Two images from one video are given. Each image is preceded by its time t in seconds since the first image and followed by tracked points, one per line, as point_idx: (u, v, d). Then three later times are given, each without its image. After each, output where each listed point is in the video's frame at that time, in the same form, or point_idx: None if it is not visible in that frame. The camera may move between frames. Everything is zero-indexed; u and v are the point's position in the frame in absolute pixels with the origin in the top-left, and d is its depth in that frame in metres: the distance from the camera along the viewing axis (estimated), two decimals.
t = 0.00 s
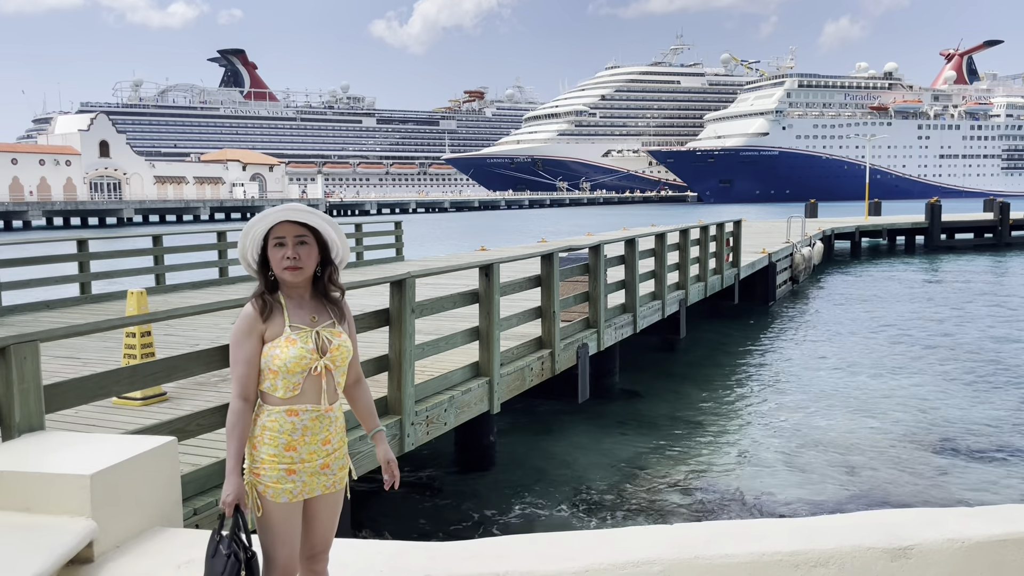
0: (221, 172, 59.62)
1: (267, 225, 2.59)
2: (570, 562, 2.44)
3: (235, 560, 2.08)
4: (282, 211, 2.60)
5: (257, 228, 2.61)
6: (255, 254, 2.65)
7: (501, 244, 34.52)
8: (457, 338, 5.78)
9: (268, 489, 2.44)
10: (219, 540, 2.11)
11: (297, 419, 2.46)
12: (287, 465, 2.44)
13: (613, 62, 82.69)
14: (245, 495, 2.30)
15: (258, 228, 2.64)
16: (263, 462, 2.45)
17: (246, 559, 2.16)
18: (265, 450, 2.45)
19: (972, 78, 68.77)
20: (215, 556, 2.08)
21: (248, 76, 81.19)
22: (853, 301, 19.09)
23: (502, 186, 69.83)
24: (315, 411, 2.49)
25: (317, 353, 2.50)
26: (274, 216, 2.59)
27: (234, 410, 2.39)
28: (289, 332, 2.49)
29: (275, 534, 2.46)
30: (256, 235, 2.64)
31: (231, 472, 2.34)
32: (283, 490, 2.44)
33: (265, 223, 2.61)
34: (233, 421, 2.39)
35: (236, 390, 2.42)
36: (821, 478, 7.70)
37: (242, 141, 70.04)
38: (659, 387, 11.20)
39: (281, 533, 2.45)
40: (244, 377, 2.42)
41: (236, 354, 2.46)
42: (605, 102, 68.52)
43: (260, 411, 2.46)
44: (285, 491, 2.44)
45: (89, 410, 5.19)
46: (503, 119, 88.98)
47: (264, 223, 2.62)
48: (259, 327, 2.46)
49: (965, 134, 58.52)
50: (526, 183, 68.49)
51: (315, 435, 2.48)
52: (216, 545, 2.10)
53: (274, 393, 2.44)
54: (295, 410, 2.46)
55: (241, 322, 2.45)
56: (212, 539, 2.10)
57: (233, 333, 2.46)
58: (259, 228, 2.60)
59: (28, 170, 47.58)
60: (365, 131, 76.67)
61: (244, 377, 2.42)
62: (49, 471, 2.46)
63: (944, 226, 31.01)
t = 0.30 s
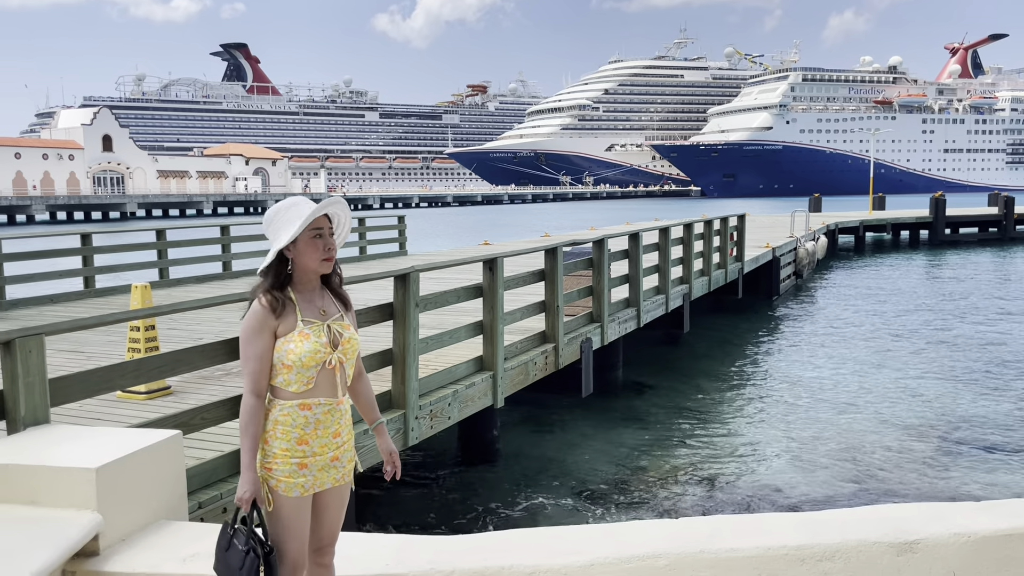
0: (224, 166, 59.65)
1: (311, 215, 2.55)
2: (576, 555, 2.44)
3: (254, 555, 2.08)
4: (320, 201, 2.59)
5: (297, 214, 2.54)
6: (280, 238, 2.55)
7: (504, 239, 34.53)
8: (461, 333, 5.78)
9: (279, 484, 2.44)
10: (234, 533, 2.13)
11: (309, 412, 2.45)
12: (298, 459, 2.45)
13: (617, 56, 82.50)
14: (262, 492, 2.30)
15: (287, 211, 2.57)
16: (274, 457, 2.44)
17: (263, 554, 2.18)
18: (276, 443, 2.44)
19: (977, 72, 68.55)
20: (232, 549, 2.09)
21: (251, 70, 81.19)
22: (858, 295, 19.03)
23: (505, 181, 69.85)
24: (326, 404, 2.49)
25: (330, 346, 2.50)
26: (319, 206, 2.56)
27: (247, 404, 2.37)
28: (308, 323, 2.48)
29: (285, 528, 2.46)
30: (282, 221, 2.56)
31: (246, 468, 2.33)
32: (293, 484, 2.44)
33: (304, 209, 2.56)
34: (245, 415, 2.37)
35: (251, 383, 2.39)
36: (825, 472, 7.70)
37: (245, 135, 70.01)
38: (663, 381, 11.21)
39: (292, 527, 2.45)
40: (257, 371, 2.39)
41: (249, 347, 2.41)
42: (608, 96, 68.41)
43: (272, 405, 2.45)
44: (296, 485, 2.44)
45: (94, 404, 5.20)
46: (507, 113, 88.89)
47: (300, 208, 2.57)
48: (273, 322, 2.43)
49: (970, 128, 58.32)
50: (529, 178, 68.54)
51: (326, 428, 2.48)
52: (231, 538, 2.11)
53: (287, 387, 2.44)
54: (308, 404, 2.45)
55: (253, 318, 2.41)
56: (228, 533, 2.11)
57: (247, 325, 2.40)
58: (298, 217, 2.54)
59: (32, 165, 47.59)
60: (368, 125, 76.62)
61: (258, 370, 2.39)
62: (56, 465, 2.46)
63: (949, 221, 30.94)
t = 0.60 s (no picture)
0: (231, 160, 59.68)
1: (349, 214, 2.53)
2: (589, 548, 2.44)
3: (287, 554, 2.09)
4: (351, 200, 2.58)
5: (335, 210, 2.51)
6: (311, 232, 2.48)
7: (512, 232, 34.53)
8: (470, 326, 5.77)
9: (300, 476, 2.43)
10: (263, 533, 2.12)
11: (332, 406, 2.45)
12: (320, 452, 2.44)
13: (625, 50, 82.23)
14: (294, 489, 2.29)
15: (318, 205, 2.52)
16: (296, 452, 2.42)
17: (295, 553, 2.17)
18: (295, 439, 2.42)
19: (987, 65, 68.12)
20: (260, 552, 2.09)
21: (258, 64, 81.51)
22: (866, 289, 18.95)
23: (513, 174, 69.82)
24: (347, 397, 2.49)
25: (353, 339, 2.50)
26: (356, 204, 2.56)
27: (271, 400, 2.32)
28: (334, 318, 2.46)
29: (301, 521, 2.45)
30: (312, 213, 2.50)
31: (274, 465, 2.32)
32: (313, 476, 2.44)
33: (340, 205, 2.53)
34: (271, 409, 2.32)
35: (275, 377, 2.34)
36: (835, 466, 7.67)
37: (252, 129, 70.07)
38: (670, 375, 11.19)
39: (308, 519, 2.45)
40: (282, 366, 2.33)
41: (278, 339, 2.34)
42: (616, 89, 68.24)
43: (295, 399, 2.42)
44: (316, 478, 2.44)
45: (104, 396, 5.22)
46: (514, 107, 88.78)
47: (330, 204, 2.53)
48: (300, 318, 2.37)
49: (980, 121, 57.94)
50: (536, 171, 68.50)
51: (346, 421, 2.48)
52: (259, 539, 2.11)
53: (311, 382, 2.40)
54: (331, 398, 2.44)
55: (277, 313, 2.34)
56: (257, 533, 2.11)
57: (275, 316, 2.34)
58: (335, 213, 2.50)
59: (40, 158, 47.73)
60: (375, 119, 76.60)
61: (286, 365, 2.34)
62: (69, 458, 2.46)
63: (959, 215, 30.78)
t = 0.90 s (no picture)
0: (243, 154, 59.81)
1: (370, 206, 2.51)
2: (605, 539, 2.46)
3: (328, 549, 2.10)
4: (366, 191, 2.55)
5: (357, 202, 2.48)
6: (333, 224, 2.44)
7: (524, 226, 34.55)
8: (483, 319, 5.78)
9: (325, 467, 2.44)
10: (305, 529, 2.14)
11: (356, 397, 2.46)
12: (342, 443, 2.45)
13: (636, 43, 81.94)
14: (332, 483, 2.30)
15: (338, 197, 2.48)
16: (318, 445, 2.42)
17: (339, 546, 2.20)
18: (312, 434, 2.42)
19: (1001, 57, 67.60)
20: (304, 548, 2.11)
21: (269, 57, 81.69)
22: (879, 283, 18.85)
23: (524, 168, 69.79)
24: (368, 389, 2.50)
25: (373, 330, 2.50)
26: (373, 197, 2.54)
27: (297, 391, 2.30)
28: (356, 308, 2.46)
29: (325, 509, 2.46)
30: (330, 205, 2.46)
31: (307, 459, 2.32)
32: (338, 466, 2.45)
33: (360, 197, 2.52)
34: (299, 402, 2.31)
35: (301, 370, 2.31)
36: (847, 460, 7.67)
37: (263, 123, 70.21)
38: (682, 368, 11.19)
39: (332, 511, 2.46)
40: (308, 359, 2.31)
41: (303, 333, 2.31)
42: (627, 82, 68.02)
43: (321, 389, 2.41)
44: (340, 469, 2.45)
45: (120, 388, 5.26)
46: (524, 100, 88.65)
47: (348, 196, 2.50)
48: (324, 311, 2.34)
49: (994, 115, 57.42)
50: (546, 165, 68.59)
51: (366, 413, 2.49)
52: (302, 537, 2.12)
53: (336, 373, 2.40)
54: (353, 389, 2.44)
55: (300, 305, 2.31)
56: (299, 528, 2.13)
57: (300, 308, 2.30)
58: (355, 205, 2.48)
59: (54, 152, 48.00)
60: (385, 112, 76.67)
61: (312, 358, 2.31)
62: (90, 450, 2.48)
63: (972, 208, 30.62)
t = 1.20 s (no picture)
0: (254, 148, 60.02)
1: (386, 201, 2.55)
2: (616, 528, 2.48)
3: (352, 535, 2.14)
4: (381, 186, 2.58)
5: (374, 198, 2.52)
6: (351, 219, 2.46)
7: (534, 220, 34.58)
8: (493, 312, 5.80)
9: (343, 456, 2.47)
10: (330, 517, 2.19)
11: (371, 387, 2.48)
12: (358, 432, 2.48)
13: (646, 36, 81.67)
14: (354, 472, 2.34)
15: (354, 192, 2.51)
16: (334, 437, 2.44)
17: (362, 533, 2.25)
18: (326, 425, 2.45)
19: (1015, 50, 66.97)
20: (330, 534, 2.16)
21: (279, 52, 81.90)
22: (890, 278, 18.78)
23: (534, 162, 69.79)
24: (382, 378, 2.54)
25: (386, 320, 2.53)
26: (388, 191, 2.58)
27: (315, 381, 2.32)
28: (372, 301, 2.49)
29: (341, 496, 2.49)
30: (348, 200, 2.48)
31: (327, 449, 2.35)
32: (356, 454, 2.48)
33: (376, 191, 2.55)
34: (318, 393, 2.33)
35: (319, 362, 2.33)
36: (858, 453, 7.69)
37: (274, 117, 70.37)
38: (692, 362, 11.21)
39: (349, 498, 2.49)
40: (325, 350, 2.33)
41: (322, 324, 2.32)
42: (637, 76, 67.84)
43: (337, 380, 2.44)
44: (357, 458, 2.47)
45: (135, 379, 5.32)
46: (535, 94, 88.53)
47: (363, 189, 2.53)
48: (342, 303, 2.36)
49: (1008, 108, 56.89)
50: (556, 159, 68.60)
51: (381, 402, 2.52)
52: (328, 524, 2.17)
53: (353, 363, 2.43)
54: (369, 379, 2.47)
55: (316, 298, 2.32)
56: (323, 516, 2.18)
57: (319, 299, 2.31)
58: (371, 198, 2.52)
59: (66, 147, 48.24)
60: (395, 106, 76.75)
61: (329, 350, 2.32)
62: (109, 438, 2.53)
63: (985, 202, 30.42)
